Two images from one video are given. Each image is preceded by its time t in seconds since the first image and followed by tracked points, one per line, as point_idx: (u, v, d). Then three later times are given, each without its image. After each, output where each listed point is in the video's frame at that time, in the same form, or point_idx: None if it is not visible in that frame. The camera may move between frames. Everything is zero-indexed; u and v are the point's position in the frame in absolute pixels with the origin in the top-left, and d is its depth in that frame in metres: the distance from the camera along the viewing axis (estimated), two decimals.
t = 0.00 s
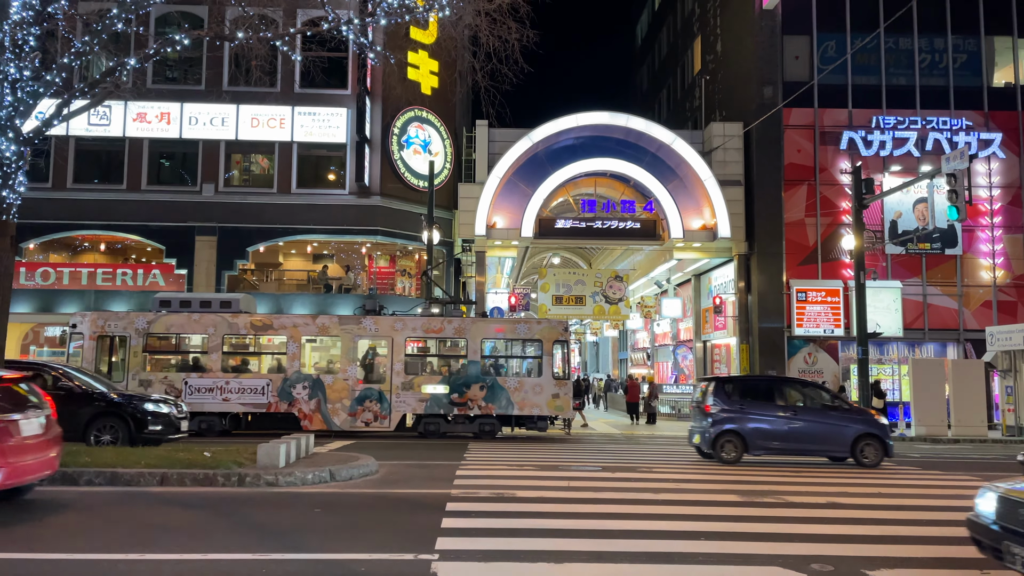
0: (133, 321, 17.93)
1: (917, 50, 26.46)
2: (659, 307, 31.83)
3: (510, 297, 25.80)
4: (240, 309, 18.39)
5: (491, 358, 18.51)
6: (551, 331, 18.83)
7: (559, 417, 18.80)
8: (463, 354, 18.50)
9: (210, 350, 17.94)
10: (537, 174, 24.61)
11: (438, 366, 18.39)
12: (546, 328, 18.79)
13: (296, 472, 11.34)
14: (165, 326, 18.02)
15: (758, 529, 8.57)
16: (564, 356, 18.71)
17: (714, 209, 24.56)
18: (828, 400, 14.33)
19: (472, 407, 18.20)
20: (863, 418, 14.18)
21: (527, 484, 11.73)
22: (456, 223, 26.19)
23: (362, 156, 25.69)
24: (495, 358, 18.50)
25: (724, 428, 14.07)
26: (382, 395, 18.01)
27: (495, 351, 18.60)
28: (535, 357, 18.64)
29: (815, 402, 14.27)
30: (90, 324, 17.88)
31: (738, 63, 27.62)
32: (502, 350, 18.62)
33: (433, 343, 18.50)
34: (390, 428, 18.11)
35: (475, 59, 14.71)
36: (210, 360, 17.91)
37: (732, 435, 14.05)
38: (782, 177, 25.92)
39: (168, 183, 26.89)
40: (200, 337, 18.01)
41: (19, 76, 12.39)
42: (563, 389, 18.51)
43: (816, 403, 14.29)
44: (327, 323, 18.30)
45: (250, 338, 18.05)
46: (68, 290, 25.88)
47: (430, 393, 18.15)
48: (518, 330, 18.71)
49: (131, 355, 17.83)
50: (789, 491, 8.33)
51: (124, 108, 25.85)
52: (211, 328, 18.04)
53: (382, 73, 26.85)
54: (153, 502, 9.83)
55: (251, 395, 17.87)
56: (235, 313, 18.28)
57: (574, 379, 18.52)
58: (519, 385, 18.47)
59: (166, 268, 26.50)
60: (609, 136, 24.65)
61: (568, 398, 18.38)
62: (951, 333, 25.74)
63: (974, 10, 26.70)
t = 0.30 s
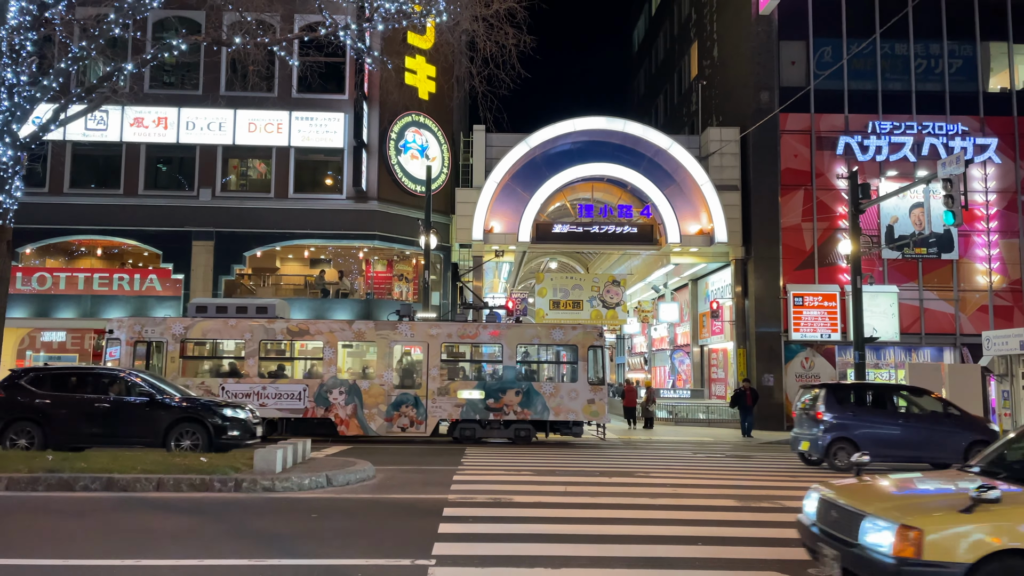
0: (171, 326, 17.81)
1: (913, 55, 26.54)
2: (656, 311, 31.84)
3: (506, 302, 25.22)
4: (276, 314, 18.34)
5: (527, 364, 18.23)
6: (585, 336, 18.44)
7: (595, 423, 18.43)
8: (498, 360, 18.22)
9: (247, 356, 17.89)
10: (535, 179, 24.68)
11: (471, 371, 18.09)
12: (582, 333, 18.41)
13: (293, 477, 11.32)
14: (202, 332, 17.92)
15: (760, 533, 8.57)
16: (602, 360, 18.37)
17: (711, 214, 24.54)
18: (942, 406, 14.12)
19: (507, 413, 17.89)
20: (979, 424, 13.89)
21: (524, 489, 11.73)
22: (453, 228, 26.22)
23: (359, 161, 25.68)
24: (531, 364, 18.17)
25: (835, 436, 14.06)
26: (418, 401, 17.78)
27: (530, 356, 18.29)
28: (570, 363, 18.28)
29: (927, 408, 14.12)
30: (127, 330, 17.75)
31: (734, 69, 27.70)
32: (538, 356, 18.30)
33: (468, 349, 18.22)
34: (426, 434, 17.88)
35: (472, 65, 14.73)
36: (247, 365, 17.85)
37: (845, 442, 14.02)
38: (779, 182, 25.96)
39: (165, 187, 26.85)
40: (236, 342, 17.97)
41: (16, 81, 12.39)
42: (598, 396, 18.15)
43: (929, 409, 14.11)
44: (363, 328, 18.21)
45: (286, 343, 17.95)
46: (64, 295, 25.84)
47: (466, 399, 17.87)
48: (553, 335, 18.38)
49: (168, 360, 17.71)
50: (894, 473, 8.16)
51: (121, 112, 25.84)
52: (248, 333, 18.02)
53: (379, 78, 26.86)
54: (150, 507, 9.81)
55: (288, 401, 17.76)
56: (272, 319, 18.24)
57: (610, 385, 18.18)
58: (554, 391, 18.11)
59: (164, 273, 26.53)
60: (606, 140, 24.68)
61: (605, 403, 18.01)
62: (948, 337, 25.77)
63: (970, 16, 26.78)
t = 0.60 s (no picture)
0: (207, 331, 17.72)
1: (907, 62, 26.68)
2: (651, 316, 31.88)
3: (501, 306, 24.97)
4: (312, 320, 18.35)
5: (562, 369, 18.10)
6: (621, 342, 18.29)
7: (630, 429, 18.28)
8: (534, 366, 18.12)
9: (283, 361, 17.83)
10: (530, 184, 24.68)
11: (507, 378, 18.08)
12: (617, 339, 18.28)
13: (287, 483, 11.28)
14: (239, 337, 17.85)
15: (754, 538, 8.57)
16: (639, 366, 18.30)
17: (706, 219, 24.57)
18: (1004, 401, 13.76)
19: (543, 419, 17.88)
20: None
21: (519, 495, 11.69)
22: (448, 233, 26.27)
23: (354, 166, 25.68)
24: (567, 369, 18.09)
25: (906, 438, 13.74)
26: (454, 407, 17.82)
27: (565, 362, 18.14)
28: (605, 369, 18.18)
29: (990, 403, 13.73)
30: (163, 336, 17.55)
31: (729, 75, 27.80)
32: (573, 362, 18.16)
33: (504, 355, 18.17)
34: (462, 440, 17.86)
35: (467, 71, 14.75)
36: (283, 370, 17.80)
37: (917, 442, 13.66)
38: (773, 188, 26.05)
39: (160, 192, 26.83)
40: (274, 348, 17.93)
41: (10, 85, 12.36)
42: (633, 401, 18.01)
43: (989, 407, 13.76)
44: (399, 334, 18.16)
45: (324, 349, 17.95)
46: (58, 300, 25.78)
47: (502, 405, 17.90)
48: (587, 341, 18.26)
49: (206, 365, 17.63)
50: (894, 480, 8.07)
51: (116, 117, 25.81)
52: (285, 339, 17.98)
53: (375, 83, 26.84)
54: (142, 514, 9.76)
55: (325, 407, 17.73)
56: (308, 325, 18.22)
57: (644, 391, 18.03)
58: (589, 397, 18.04)
59: (158, 278, 26.49)
60: (601, 146, 24.73)
61: (641, 410, 17.87)
62: (941, 343, 25.86)
63: (963, 23, 26.92)
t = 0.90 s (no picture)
0: (244, 336, 17.29)
1: (898, 68, 26.82)
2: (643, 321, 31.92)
3: (494, 311, 24.42)
4: (348, 325, 18.00)
5: (598, 374, 18.03)
6: (657, 347, 18.16)
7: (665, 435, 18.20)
8: (569, 371, 18.08)
9: (318, 366, 17.54)
10: (523, 189, 24.71)
11: (542, 383, 18.02)
12: (652, 344, 18.15)
13: (279, 487, 11.21)
14: (275, 342, 17.50)
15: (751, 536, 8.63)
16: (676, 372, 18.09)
17: (699, 224, 24.59)
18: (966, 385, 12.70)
19: (579, 424, 17.72)
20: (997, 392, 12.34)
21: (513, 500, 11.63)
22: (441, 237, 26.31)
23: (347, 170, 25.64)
24: (605, 374, 18.03)
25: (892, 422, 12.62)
26: (492, 411, 17.73)
27: (601, 367, 18.09)
28: (642, 374, 18.07)
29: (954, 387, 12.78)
30: (199, 341, 17.11)
31: (722, 80, 27.90)
32: (611, 366, 18.12)
33: (540, 360, 18.14)
34: (498, 445, 17.84)
35: (461, 76, 14.77)
36: (320, 374, 17.52)
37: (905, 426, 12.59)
38: (766, 193, 26.14)
39: (152, 195, 26.76)
40: (311, 353, 17.59)
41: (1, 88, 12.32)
42: (668, 407, 17.84)
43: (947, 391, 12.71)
44: (435, 339, 18.05)
45: (360, 354, 17.66)
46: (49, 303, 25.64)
47: (538, 410, 17.85)
48: (621, 346, 18.16)
49: (242, 371, 17.19)
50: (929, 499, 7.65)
51: (108, 120, 25.71)
52: (320, 344, 17.66)
53: (368, 87, 26.77)
54: (131, 519, 9.68)
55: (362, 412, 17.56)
56: (344, 329, 17.90)
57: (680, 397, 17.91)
58: (625, 402, 17.88)
59: (149, 281, 26.27)
60: (594, 150, 24.79)
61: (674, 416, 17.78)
62: (933, 347, 25.97)
63: (953, 29, 27.08)
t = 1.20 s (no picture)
0: (281, 339, 17.44)
1: (887, 73, 26.99)
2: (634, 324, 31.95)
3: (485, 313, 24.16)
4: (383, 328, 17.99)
5: (633, 377, 17.96)
6: (691, 351, 18.13)
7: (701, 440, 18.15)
8: (604, 374, 17.96)
9: (355, 369, 17.49)
10: (514, 191, 24.82)
11: (577, 387, 17.89)
12: (688, 349, 18.10)
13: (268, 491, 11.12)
14: (312, 344, 17.54)
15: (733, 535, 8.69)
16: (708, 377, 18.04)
17: (689, 227, 24.62)
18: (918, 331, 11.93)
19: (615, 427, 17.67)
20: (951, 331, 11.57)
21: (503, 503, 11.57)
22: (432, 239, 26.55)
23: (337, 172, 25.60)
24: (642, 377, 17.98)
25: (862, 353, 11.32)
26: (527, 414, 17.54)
27: (636, 370, 18.02)
28: (676, 378, 18.03)
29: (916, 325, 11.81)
30: (236, 343, 17.38)
31: (712, 84, 28.00)
32: (648, 370, 18.05)
33: (575, 363, 18.00)
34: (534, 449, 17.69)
35: (452, 78, 14.76)
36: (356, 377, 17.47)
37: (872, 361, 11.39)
38: (756, 196, 26.23)
39: (141, 196, 26.66)
40: (347, 356, 17.59)
41: None
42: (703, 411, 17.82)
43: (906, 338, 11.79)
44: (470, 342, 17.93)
45: (395, 357, 17.67)
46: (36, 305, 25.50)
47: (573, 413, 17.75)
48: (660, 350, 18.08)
49: (278, 373, 17.33)
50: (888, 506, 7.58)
51: (96, 121, 25.59)
52: (356, 347, 17.66)
53: (359, 89, 26.76)
54: (118, 523, 9.60)
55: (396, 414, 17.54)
56: (380, 333, 17.88)
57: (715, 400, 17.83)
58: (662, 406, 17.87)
59: (138, 283, 26.15)
60: (586, 153, 24.85)
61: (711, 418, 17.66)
62: (921, 350, 26.09)
63: (942, 34, 27.26)
